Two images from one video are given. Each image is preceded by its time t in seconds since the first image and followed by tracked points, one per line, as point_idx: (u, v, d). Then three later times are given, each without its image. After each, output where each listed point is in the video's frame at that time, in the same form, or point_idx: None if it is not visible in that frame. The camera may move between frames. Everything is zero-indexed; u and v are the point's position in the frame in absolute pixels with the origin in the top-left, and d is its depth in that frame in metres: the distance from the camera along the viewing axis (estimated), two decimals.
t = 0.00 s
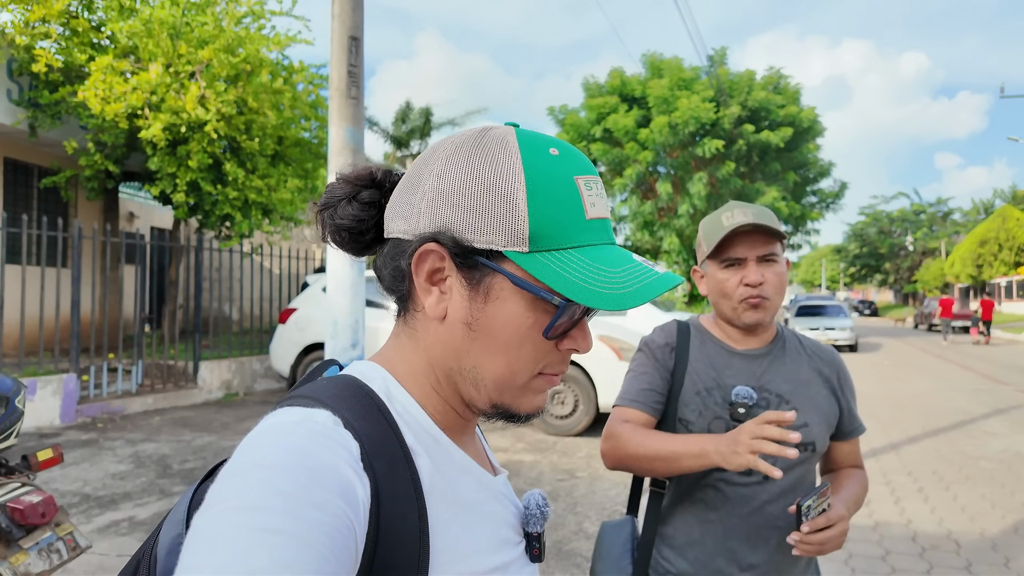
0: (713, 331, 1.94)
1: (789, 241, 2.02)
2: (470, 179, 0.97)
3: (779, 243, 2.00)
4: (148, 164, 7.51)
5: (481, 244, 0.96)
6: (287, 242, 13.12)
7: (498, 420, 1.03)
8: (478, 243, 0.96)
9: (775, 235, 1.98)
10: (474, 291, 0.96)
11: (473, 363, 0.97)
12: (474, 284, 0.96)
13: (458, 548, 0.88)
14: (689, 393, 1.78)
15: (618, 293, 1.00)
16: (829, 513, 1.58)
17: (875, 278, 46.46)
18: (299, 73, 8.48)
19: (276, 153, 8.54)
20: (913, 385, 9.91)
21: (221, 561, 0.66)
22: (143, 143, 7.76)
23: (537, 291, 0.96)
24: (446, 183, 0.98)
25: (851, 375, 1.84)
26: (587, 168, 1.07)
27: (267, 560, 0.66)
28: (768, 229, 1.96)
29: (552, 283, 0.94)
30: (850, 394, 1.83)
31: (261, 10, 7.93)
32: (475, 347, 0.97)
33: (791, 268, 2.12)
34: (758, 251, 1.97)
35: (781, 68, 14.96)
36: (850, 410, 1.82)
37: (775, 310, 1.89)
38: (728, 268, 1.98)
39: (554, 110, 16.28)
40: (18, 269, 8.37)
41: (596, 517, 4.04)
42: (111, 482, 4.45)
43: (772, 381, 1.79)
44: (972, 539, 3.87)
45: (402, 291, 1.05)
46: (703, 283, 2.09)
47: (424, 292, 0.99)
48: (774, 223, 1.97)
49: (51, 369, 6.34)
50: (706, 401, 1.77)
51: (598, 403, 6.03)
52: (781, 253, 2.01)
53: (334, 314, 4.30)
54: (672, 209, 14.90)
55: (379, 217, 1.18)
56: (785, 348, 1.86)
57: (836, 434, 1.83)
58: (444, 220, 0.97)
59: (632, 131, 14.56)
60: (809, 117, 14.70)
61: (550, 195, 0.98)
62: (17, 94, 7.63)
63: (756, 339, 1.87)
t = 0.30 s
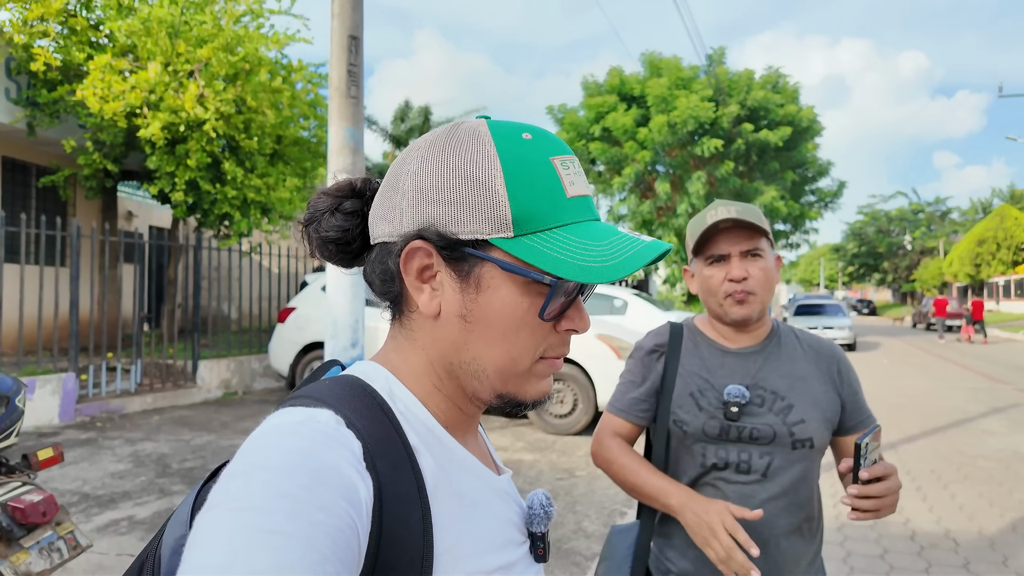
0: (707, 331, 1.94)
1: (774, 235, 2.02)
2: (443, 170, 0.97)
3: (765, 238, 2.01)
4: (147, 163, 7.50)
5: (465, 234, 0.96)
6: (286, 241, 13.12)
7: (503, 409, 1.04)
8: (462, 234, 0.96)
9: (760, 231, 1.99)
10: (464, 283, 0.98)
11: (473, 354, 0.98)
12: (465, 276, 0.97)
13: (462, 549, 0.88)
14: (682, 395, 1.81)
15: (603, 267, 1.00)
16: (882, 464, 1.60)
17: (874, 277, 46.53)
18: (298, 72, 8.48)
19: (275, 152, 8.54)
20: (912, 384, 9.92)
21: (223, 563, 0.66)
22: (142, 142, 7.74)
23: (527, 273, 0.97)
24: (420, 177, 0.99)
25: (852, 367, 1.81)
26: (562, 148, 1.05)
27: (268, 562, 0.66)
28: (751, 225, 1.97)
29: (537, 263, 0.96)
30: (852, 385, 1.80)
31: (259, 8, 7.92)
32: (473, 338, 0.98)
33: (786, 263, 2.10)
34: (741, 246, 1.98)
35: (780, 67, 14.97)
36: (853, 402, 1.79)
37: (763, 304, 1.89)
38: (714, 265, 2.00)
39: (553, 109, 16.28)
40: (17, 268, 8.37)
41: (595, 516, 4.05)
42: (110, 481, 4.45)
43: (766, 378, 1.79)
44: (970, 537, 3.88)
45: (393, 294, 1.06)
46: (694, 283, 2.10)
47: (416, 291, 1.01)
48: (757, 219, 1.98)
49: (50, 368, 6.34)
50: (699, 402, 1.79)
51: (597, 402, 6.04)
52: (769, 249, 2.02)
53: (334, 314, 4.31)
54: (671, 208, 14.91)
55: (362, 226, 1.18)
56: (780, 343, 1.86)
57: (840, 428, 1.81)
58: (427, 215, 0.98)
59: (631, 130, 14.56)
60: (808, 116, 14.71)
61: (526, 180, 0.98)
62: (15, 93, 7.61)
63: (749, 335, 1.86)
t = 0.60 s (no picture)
0: (692, 330, 1.96)
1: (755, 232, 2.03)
2: (406, 165, 0.99)
3: (747, 234, 2.01)
4: (146, 161, 7.49)
5: (445, 216, 0.98)
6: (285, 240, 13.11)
7: (509, 381, 1.07)
8: (443, 216, 0.98)
9: (740, 228, 2.00)
10: (453, 264, 1.00)
11: (471, 332, 1.01)
12: (454, 256, 1.00)
13: (464, 537, 0.90)
14: (666, 393, 1.85)
15: (585, 223, 1.03)
16: (840, 471, 1.58)
17: (872, 276, 46.60)
18: (296, 70, 8.49)
19: (274, 151, 8.54)
20: (910, 382, 9.94)
21: (224, 552, 0.67)
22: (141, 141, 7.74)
23: (512, 242, 0.99)
24: (388, 174, 1.00)
25: (842, 353, 1.80)
26: (524, 117, 1.07)
27: (269, 550, 0.67)
28: (730, 222, 1.98)
29: (522, 229, 0.98)
30: (843, 373, 1.77)
31: (258, 7, 7.92)
32: (469, 316, 1.01)
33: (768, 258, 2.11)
34: (720, 243, 2.00)
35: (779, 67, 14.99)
36: (842, 389, 1.76)
37: (744, 300, 1.90)
38: (694, 263, 2.02)
39: (552, 108, 16.29)
40: (15, 266, 8.37)
41: (593, 513, 4.06)
42: (110, 479, 4.46)
43: (750, 369, 1.80)
44: (966, 534, 3.90)
45: (380, 290, 1.07)
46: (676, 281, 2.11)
47: (407, 281, 1.03)
48: (737, 215, 1.99)
49: (49, 366, 6.35)
50: (683, 400, 1.82)
51: (595, 400, 6.06)
52: (751, 245, 2.02)
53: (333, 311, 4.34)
54: (670, 207, 14.93)
55: (339, 230, 1.19)
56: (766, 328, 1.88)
57: (830, 420, 1.77)
58: (402, 208, 0.99)
59: (629, 129, 14.58)
60: (806, 115, 14.72)
61: (498, 152, 0.99)
62: (13, 91, 7.61)
63: (732, 330, 1.88)
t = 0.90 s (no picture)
0: (685, 327, 1.97)
1: (745, 223, 2.05)
2: (388, 157, 0.99)
3: (737, 227, 2.03)
4: (143, 161, 7.49)
5: (434, 206, 0.99)
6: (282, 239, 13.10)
7: (509, 365, 1.08)
8: (432, 207, 0.99)
9: (731, 220, 2.01)
10: (446, 254, 1.01)
11: (468, 320, 1.02)
12: (446, 246, 1.01)
13: (460, 533, 0.90)
14: (659, 390, 1.85)
15: (570, 197, 1.05)
16: (798, 447, 1.56)
17: (870, 276, 46.67)
18: (294, 69, 8.50)
19: (272, 150, 8.54)
20: (907, 381, 9.97)
21: (218, 549, 0.68)
22: (138, 140, 7.73)
23: (502, 224, 1.01)
24: (370, 166, 1.01)
25: (830, 346, 1.81)
26: (496, 103, 1.08)
27: (265, 547, 0.68)
28: (720, 212, 2.00)
29: (511, 210, 1.00)
30: (832, 367, 1.77)
31: (256, 6, 7.92)
32: (464, 305, 1.02)
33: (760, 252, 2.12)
34: (711, 234, 2.01)
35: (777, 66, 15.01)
36: (832, 385, 1.76)
37: (735, 292, 1.91)
38: (685, 254, 2.04)
39: (550, 108, 16.30)
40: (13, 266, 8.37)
41: (591, 511, 4.07)
42: (108, 478, 4.46)
43: (738, 366, 1.81)
44: (962, 532, 3.92)
45: (370, 286, 1.07)
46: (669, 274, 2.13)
47: (399, 275, 1.03)
48: (729, 207, 2.01)
49: (47, 366, 6.35)
50: (675, 397, 1.83)
51: (593, 400, 6.07)
52: (740, 238, 2.04)
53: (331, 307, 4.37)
54: (668, 207, 14.96)
55: (324, 237, 1.19)
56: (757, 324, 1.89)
57: (820, 416, 1.78)
58: (390, 200, 1.00)
59: (627, 129, 14.59)
60: (804, 115, 14.74)
61: (478, 138, 1.00)
62: (11, 90, 7.59)
63: (723, 325, 1.89)
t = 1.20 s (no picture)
0: (681, 325, 1.98)
1: (744, 223, 2.06)
2: (384, 153, 1.00)
3: (736, 226, 2.04)
4: (142, 160, 7.48)
5: (430, 201, 0.99)
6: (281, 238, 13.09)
7: (502, 361, 1.09)
8: (428, 202, 1.00)
9: (730, 218, 2.02)
10: (442, 249, 1.02)
11: (463, 315, 1.03)
12: (442, 241, 1.02)
13: (452, 529, 0.91)
14: (656, 387, 1.86)
15: (566, 193, 1.07)
16: (752, 486, 1.58)
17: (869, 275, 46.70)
18: (293, 68, 8.50)
19: (270, 149, 8.54)
20: (906, 381, 9.98)
21: (210, 546, 0.68)
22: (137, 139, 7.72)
23: (497, 219, 1.02)
24: (370, 159, 1.01)
25: (826, 346, 1.81)
26: (490, 102, 1.09)
27: (255, 545, 0.69)
28: (720, 211, 2.01)
29: (507, 205, 1.01)
30: (826, 367, 1.78)
31: (255, 6, 7.92)
32: (459, 300, 1.03)
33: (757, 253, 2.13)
34: (711, 232, 2.02)
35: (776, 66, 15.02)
36: (826, 385, 1.76)
37: (731, 290, 1.92)
38: (685, 252, 2.04)
39: (549, 107, 16.30)
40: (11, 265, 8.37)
41: (589, 510, 4.08)
42: (106, 478, 4.46)
43: (735, 364, 1.81)
44: (960, 531, 3.92)
45: (363, 283, 1.07)
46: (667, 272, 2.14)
47: (395, 271, 1.04)
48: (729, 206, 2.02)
49: (45, 365, 6.35)
50: (672, 394, 1.83)
51: (592, 399, 6.07)
52: (739, 237, 2.05)
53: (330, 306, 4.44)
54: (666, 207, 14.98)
55: (314, 233, 1.19)
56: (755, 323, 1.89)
57: (815, 416, 1.78)
58: (386, 194, 1.00)
59: (627, 129, 14.59)
60: (803, 114, 14.75)
61: (473, 135, 1.01)
62: (9, 89, 7.58)
63: (720, 323, 1.90)
